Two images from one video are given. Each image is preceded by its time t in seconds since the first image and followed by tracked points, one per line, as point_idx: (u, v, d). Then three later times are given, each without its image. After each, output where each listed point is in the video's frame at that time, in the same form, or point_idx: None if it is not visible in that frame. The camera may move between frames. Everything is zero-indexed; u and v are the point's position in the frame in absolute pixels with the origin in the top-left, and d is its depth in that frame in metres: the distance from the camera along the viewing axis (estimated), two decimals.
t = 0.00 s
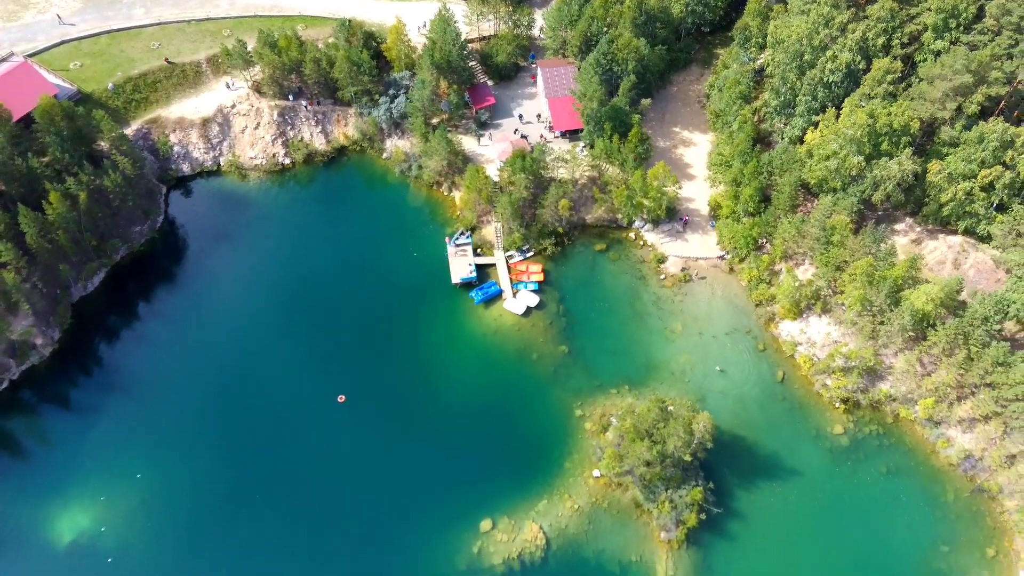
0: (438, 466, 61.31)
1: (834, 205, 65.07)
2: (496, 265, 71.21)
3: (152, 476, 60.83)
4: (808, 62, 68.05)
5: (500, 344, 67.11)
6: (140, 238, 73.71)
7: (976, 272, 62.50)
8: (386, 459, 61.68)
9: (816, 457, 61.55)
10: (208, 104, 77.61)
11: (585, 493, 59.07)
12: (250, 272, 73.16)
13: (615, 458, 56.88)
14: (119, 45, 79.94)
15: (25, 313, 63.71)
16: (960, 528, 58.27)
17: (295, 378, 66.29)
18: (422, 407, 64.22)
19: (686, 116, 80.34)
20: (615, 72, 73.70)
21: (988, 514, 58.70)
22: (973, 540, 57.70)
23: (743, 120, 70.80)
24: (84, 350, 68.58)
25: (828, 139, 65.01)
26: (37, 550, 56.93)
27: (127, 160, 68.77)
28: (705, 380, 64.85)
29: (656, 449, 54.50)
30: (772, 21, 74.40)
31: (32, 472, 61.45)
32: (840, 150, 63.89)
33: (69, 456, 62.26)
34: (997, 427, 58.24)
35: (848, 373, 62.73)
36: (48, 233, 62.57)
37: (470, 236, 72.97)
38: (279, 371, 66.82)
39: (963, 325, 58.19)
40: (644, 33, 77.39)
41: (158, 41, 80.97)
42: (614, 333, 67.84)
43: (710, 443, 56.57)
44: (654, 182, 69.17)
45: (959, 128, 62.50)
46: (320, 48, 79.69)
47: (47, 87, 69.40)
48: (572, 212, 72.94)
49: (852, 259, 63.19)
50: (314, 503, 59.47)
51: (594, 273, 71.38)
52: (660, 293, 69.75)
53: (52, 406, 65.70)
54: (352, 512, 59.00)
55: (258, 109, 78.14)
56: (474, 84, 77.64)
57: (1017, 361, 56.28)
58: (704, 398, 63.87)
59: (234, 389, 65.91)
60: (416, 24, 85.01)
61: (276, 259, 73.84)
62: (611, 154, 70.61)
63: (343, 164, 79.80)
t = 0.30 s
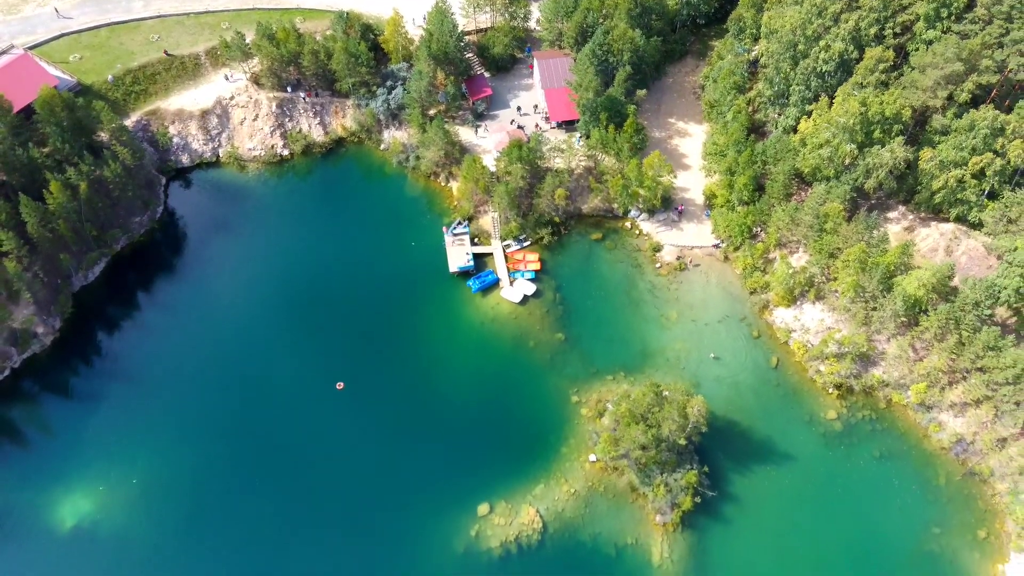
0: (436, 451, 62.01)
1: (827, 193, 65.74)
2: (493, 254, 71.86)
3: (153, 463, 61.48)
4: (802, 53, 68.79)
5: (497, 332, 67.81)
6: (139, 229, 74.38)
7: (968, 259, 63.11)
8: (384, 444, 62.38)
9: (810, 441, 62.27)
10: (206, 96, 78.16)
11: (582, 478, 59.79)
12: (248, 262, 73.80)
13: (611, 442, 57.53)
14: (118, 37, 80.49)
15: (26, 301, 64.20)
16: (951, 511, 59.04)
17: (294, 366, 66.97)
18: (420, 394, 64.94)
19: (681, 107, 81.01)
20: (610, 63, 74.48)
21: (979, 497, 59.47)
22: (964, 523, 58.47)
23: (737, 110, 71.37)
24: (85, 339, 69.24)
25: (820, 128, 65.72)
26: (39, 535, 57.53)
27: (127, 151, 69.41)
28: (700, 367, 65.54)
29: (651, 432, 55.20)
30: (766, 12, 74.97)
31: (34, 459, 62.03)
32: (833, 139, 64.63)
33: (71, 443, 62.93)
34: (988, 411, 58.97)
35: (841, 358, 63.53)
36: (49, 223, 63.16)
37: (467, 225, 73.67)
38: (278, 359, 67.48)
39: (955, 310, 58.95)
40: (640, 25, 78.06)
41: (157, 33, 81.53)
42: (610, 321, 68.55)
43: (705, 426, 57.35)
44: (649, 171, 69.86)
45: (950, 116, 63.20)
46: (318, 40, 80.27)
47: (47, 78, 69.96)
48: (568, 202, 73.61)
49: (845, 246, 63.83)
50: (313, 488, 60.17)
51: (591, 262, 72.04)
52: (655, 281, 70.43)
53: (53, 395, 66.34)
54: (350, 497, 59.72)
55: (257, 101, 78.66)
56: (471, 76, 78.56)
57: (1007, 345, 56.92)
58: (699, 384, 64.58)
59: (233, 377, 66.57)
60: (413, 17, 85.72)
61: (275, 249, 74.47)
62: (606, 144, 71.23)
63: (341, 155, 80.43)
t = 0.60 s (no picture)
0: (433, 436, 62.66)
1: (821, 180, 66.38)
2: (490, 243, 72.44)
3: (153, 449, 62.08)
4: (796, 42, 69.40)
5: (494, 319, 68.44)
6: (139, 218, 75.07)
7: (960, 246, 63.65)
8: (382, 429, 63.04)
9: (804, 426, 62.92)
10: (205, 88, 78.70)
11: (578, 462, 60.39)
12: (247, 251, 74.37)
13: (606, 426, 58.18)
14: (118, 30, 80.99)
15: (27, 290, 64.82)
16: (943, 494, 59.72)
17: (292, 353, 67.59)
18: (417, 380, 65.60)
19: (677, 98, 81.62)
20: (606, 53, 74.88)
21: (971, 480, 60.15)
22: (956, 505, 59.15)
23: (732, 99, 72.09)
24: (85, 328, 69.85)
25: (814, 117, 66.31)
26: (41, 520, 58.16)
27: (127, 141, 70.02)
28: (695, 354, 66.16)
29: (646, 416, 55.92)
30: (760, 3, 75.68)
31: (36, 446, 62.61)
32: (826, 127, 65.20)
33: (72, 430, 63.53)
34: (980, 395, 59.76)
35: (835, 344, 64.18)
36: (49, 212, 63.76)
37: (464, 215, 74.32)
38: (277, 346, 68.09)
39: (946, 295, 59.71)
40: (636, 16, 78.29)
41: (156, 26, 82.01)
42: (606, 309, 69.19)
43: (699, 410, 58.05)
44: (645, 160, 70.42)
45: (942, 104, 63.91)
46: (316, 32, 80.79)
47: (47, 69, 70.50)
48: (564, 191, 74.17)
49: (838, 233, 64.54)
50: (312, 473, 60.80)
51: (587, 251, 72.67)
52: (651, 270, 71.07)
53: (53, 383, 66.90)
54: (349, 482, 60.41)
55: (255, 92, 79.19)
56: (467, 67, 79.16)
57: (998, 330, 57.91)
58: (694, 370, 65.20)
59: (232, 365, 67.17)
60: (410, 9, 86.44)
61: (273, 239, 75.05)
62: (602, 134, 72.03)
63: (339, 146, 80.96)
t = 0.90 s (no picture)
0: (430, 422, 63.30)
1: (815, 169, 67.04)
2: (487, 233, 73.03)
3: (154, 436, 62.64)
4: (790, 32, 70.00)
5: (491, 307, 69.08)
6: (140, 209, 75.77)
7: (953, 233, 64.06)
8: (380, 416, 63.68)
9: (798, 412, 63.54)
10: (204, 79, 79.21)
11: (574, 448, 61.04)
12: (246, 241, 74.94)
13: (602, 411, 58.80)
14: (117, 22, 81.46)
15: (28, 279, 65.40)
16: (936, 478, 60.34)
17: (291, 341, 68.20)
18: (415, 368, 66.26)
19: (672, 89, 82.23)
20: (602, 44, 75.56)
21: (964, 464, 60.80)
22: (948, 489, 59.79)
23: (727, 89, 72.85)
24: (85, 317, 70.44)
25: (808, 105, 66.89)
26: (43, 505, 58.78)
27: (126, 132, 70.59)
28: (691, 341, 66.79)
29: (641, 401, 56.62)
30: None
31: (38, 433, 63.25)
32: (820, 115, 65.84)
33: (74, 417, 64.12)
34: (972, 380, 60.24)
35: (829, 331, 64.83)
36: (50, 201, 64.33)
37: (462, 205, 74.91)
38: (276, 334, 68.71)
39: (939, 281, 60.33)
40: (631, 7, 78.70)
41: (154, 18, 82.48)
42: (602, 297, 69.80)
43: (694, 395, 58.69)
44: (640, 150, 70.96)
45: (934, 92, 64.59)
46: (314, 24, 81.31)
47: (47, 60, 71.01)
48: (561, 181, 74.80)
49: (832, 221, 65.19)
50: (311, 459, 61.41)
51: (583, 240, 73.29)
52: (646, 258, 71.69)
53: (54, 371, 67.51)
54: (347, 467, 61.05)
55: (254, 83, 79.65)
56: (464, 59, 79.65)
57: (990, 316, 58.53)
58: (689, 357, 65.82)
59: (232, 353, 67.73)
60: (407, 2, 86.96)
61: (271, 229, 75.64)
62: (598, 124, 72.67)
63: (337, 137, 81.54)
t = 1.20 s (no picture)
0: (428, 410, 63.87)
1: (809, 158, 67.71)
2: (484, 223, 73.65)
3: (154, 423, 63.25)
4: (784, 23, 70.67)
5: (488, 297, 69.68)
6: (139, 200, 76.37)
7: (945, 222, 64.58)
8: (378, 403, 64.30)
9: (792, 399, 64.19)
10: (202, 72, 79.79)
11: (570, 434, 61.65)
12: (245, 232, 75.48)
13: (598, 397, 59.46)
14: (116, 15, 81.99)
15: (29, 269, 65.98)
16: (929, 463, 61.01)
17: (289, 331, 68.76)
18: (412, 356, 66.87)
19: (668, 81, 82.96)
20: (598, 36, 76.23)
21: (956, 449, 61.44)
22: (941, 474, 60.46)
23: (721, 80, 73.48)
24: (85, 307, 71.03)
25: (801, 95, 67.57)
26: (45, 492, 59.42)
27: (126, 123, 71.13)
28: (686, 329, 67.44)
29: (636, 386, 57.38)
30: None
31: (40, 421, 63.85)
32: (813, 105, 66.58)
33: (75, 405, 64.73)
34: (964, 365, 60.94)
35: (823, 319, 65.52)
36: (51, 191, 64.90)
37: (459, 195, 75.47)
38: (275, 324, 69.27)
39: (931, 268, 60.96)
40: None
41: (153, 11, 83.04)
42: (598, 286, 70.47)
43: (689, 381, 59.34)
44: (636, 140, 71.07)
45: (926, 82, 65.35)
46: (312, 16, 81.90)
47: (47, 52, 71.56)
48: (557, 171, 75.50)
49: (825, 209, 65.86)
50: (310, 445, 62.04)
51: (580, 230, 73.94)
52: (642, 248, 72.32)
53: (54, 361, 68.11)
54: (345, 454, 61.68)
55: (252, 76, 80.28)
56: (461, 51, 80.28)
57: (981, 302, 59.17)
58: (685, 345, 66.46)
59: (232, 342, 68.34)
60: None
61: (270, 220, 76.14)
62: (594, 115, 73.07)
63: (335, 130, 82.09)
